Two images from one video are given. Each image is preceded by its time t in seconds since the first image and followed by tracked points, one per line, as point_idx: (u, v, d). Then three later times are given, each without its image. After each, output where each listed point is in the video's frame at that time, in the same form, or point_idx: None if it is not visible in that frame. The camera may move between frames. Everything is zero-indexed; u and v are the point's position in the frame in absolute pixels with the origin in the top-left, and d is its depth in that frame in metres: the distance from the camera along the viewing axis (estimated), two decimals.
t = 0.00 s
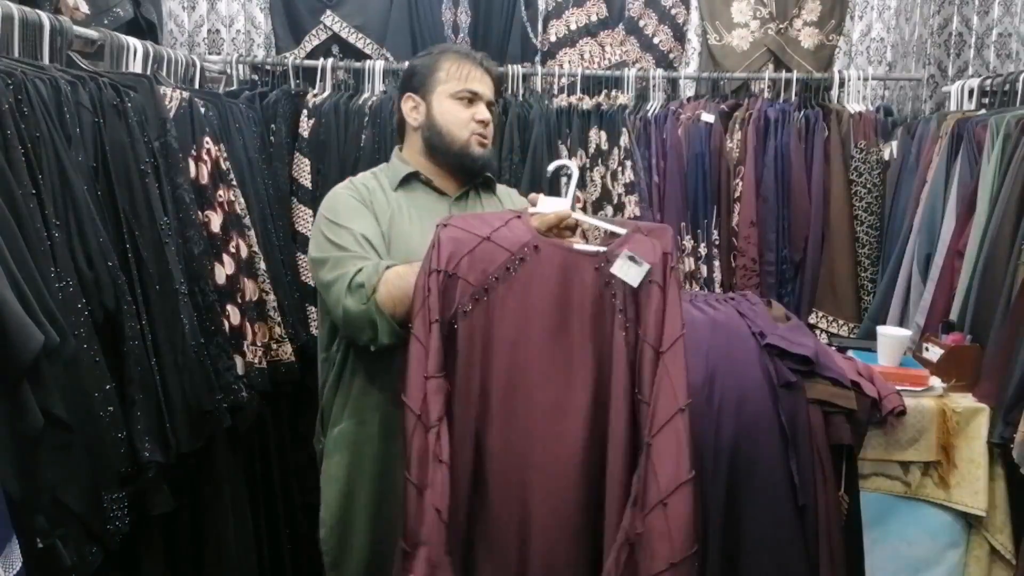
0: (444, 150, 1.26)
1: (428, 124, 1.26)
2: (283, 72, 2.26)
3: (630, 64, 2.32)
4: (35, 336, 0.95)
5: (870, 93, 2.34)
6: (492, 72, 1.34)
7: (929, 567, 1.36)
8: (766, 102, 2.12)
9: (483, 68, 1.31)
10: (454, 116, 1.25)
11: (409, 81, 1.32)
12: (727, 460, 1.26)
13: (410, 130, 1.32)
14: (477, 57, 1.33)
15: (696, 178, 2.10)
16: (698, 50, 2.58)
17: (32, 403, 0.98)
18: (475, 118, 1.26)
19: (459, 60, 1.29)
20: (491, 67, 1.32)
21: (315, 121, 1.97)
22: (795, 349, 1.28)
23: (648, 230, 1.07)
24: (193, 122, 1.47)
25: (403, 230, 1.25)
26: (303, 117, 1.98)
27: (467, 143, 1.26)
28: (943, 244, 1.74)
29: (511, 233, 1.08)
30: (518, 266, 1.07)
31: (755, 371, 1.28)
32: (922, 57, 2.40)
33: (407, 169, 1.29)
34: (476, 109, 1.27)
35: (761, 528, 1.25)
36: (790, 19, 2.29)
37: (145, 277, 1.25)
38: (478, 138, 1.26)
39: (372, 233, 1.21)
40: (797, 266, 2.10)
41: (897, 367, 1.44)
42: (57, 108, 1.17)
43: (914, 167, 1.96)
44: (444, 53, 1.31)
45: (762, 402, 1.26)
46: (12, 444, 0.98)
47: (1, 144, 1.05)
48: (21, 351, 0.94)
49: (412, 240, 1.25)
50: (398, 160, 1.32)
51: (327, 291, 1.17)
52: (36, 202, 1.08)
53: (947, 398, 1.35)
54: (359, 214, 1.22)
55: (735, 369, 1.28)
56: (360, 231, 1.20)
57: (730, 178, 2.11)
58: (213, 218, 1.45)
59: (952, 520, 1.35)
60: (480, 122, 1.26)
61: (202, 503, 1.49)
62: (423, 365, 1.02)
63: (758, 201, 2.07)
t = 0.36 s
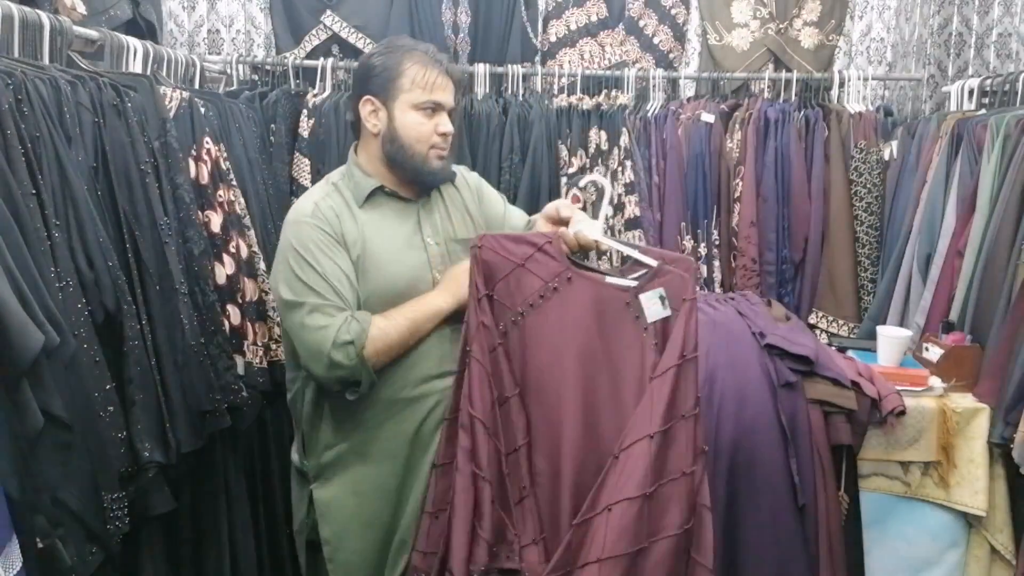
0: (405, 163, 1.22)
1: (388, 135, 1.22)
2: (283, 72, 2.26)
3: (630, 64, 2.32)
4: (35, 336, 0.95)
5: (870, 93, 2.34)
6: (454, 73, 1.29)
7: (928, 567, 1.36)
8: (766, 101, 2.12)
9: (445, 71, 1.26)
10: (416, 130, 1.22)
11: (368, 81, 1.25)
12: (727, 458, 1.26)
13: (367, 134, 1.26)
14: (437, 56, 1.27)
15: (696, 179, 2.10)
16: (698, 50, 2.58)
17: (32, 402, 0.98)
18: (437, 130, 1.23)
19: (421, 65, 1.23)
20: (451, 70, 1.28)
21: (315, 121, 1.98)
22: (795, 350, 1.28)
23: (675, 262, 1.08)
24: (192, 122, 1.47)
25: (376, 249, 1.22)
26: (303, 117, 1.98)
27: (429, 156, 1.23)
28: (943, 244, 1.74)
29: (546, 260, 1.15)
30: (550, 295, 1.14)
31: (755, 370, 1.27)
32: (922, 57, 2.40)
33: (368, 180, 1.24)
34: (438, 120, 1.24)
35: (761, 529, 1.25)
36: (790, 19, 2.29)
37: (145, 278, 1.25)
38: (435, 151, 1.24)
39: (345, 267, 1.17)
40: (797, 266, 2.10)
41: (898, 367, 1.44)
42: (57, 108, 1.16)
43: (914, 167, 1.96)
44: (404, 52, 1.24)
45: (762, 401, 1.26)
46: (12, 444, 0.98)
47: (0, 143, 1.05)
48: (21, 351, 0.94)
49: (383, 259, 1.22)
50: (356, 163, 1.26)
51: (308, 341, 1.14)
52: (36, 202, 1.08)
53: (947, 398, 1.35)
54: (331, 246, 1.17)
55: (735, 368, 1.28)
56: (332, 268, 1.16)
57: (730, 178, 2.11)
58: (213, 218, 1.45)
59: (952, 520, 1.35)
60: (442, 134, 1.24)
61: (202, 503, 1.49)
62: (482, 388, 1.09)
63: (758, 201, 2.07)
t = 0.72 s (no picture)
0: (416, 156, 1.24)
1: (394, 131, 1.25)
2: (283, 72, 2.26)
3: (630, 64, 2.32)
4: (35, 337, 0.95)
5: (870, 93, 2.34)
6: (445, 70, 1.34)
7: (929, 567, 1.36)
8: (767, 101, 2.12)
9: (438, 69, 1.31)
10: (421, 122, 1.25)
11: (367, 82, 1.28)
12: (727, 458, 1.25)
13: (371, 131, 1.28)
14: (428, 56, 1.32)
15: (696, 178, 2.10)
16: (698, 50, 2.58)
17: (32, 403, 0.98)
18: (440, 122, 1.27)
19: (418, 63, 1.28)
20: (445, 67, 1.32)
21: (315, 121, 1.97)
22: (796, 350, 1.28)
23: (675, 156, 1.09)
24: (192, 121, 1.47)
25: (395, 236, 1.23)
26: (303, 117, 1.98)
27: (436, 146, 1.26)
28: (943, 244, 1.74)
29: (559, 178, 1.13)
30: (562, 208, 1.10)
31: (756, 371, 1.27)
32: (922, 57, 2.40)
33: (377, 176, 1.25)
34: (439, 113, 1.28)
35: (762, 529, 1.25)
36: (790, 19, 2.29)
37: (145, 277, 1.25)
38: (440, 142, 1.27)
39: (374, 254, 1.17)
40: (797, 266, 2.10)
41: (897, 367, 1.44)
42: (57, 108, 1.16)
43: (914, 166, 1.96)
44: (398, 55, 1.28)
45: (763, 402, 1.25)
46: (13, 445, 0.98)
47: (1, 144, 1.04)
48: (21, 352, 0.94)
49: (406, 245, 1.23)
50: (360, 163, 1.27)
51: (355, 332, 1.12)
52: (36, 202, 1.08)
53: (947, 399, 1.35)
54: (355, 236, 1.17)
55: (735, 369, 1.27)
56: (361, 254, 1.15)
57: (730, 178, 2.11)
58: (213, 218, 1.45)
59: (952, 520, 1.35)
60: (445, 125, 1.28)
61: (201, 503, 1.48)
62: (482, 306, 1.06)
63: (758, 202, 2.07)
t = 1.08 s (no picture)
0: (452, 163, 1.36)
1: (432, 136, 1.36)
2: (283, 72, 2.26)
3: (630, 64, 2.32)
4: (35, 337, 0.95)
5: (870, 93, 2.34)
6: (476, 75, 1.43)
7: (929, 567, 1.35)
8: (767, 101, 2.12)
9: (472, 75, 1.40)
10: (456, 131, 1.36)
11: (407, 87, 1.37)
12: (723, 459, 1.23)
13: (409, 134, 1.39)
14: (461, 61, 1.41)
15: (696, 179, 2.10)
16: (698, 50, 2.58)
17: (32, 403, 0.98)
18: (473, 129, 1.38)
19: (453, 72, 1.36)
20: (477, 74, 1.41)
21: (315, 121, 1.97)
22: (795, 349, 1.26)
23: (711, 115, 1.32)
24: (193, 121, 1.47)
25: (450, 227, 1.36)
26: (302, 117, 1.97)
27: (469, 154, 1.38)
28: (944, 244, 1.74)
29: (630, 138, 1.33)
30: (628, 156, 1.29)
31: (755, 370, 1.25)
32: (922, 57, 2.40)
33: (424, 174, 1.38)
34: (473, 121, 1.38)
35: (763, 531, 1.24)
36: (790, 19, 2.30)
37: (145, 277, 1.25)
38: (472, 148, 1.39)
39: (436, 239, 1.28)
40: (797, 266, 2.09)
41: (897, 367, 1.44)
42: (57, 108, 1.16)
43: (914, 166, 1.96)
44: (436, 61, 1.37)
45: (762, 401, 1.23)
46: (13, 445, 0.98)
47: (1, 143, 1.05)
48: (21, 353, 0.94)
49: (458, 234, 1.36)
50: (403, 159, 1.39)
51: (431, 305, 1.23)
52: (36, 203, 1.08)
53: (947, 398, 1.36)
54: (420, 223, 1.28)
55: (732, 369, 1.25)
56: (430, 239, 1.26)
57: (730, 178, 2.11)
58: (213, 218, 1.45)
59: (952, 520, 1.34)
60: (478, 132, 1.39)
61: (201, 503, 1.48)
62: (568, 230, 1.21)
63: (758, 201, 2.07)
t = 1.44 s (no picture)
0: (477, 166, 1.44)
1: (457, 143, 1.43)
2: (283, 72, 2.26)
3: (630, 64, 2.32)
4: (34, 336, 0.95)
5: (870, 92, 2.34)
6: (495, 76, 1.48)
7: (928, 568, 1.33)
8: (766, 102, 2.12)
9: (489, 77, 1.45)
10: (479, 136, 1.42)
11: (430, 99, 1.44)
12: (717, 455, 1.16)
13: (437, 143, 1.47)
14: (478, 65, 1.45)
15: (696, 180, 2.10)
16: (698, 50, 2.58)
17: (31, 403, 0.98)
18: (495, 129, 1.43)
19: (469, 78, 1.41)
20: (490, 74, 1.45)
21: (315, 121, 1.97)
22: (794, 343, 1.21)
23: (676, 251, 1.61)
24: (193, 121, 1.47)
25: (483, 226, 1.41)
26: (303, 117, 1.97)
27: (494, 154, 1.44)
28: (944, 244, 1.74)
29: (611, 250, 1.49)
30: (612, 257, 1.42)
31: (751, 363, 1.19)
32: (922, 57, 2.40)
33: (465, 169, 1.45)
34: (494, 121, 1.43)
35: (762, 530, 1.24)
36: (790, 19, 2.30)
37: (145, 276, 1.25)
38: (496, 147, 1.45)
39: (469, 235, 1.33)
40: (797, 266, 2.10)
41: (897, 367, 1.44)
42: (57, 108, 1.16)
43: (914, 166, 1.96)
44: (453, 70, 1.43)
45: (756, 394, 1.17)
46: (12, 445, 0.98)
47: (1, 143, 1.05)
48: (20, 352, 0.94)
49: (491, 232, 1.42)
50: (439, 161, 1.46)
51: (444, 301, 1.22)
52: (36, 202, 1.08)
53: (947, 399, 1.35)
54: (457, 219, 1.32)
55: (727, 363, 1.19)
56: (464, 239, 1.30)
57: (730, 178, 2.11)
58: (213, 218, 1.45)
59: (952, 520, 1.34)
60: (501, 131, 1.44)
61: (201, 503, 1.48)
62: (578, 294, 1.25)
63: (758, 201, 2.07)
